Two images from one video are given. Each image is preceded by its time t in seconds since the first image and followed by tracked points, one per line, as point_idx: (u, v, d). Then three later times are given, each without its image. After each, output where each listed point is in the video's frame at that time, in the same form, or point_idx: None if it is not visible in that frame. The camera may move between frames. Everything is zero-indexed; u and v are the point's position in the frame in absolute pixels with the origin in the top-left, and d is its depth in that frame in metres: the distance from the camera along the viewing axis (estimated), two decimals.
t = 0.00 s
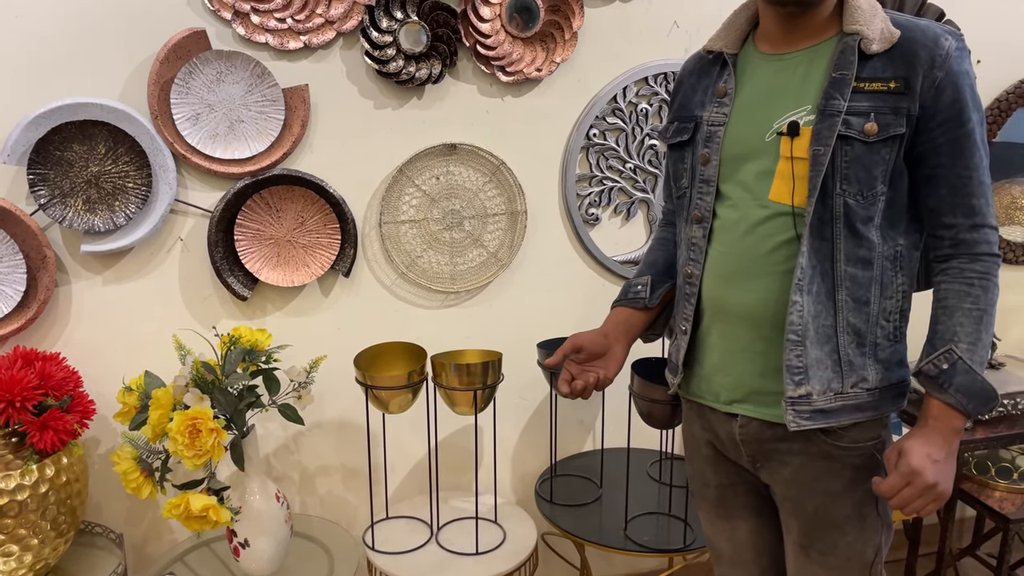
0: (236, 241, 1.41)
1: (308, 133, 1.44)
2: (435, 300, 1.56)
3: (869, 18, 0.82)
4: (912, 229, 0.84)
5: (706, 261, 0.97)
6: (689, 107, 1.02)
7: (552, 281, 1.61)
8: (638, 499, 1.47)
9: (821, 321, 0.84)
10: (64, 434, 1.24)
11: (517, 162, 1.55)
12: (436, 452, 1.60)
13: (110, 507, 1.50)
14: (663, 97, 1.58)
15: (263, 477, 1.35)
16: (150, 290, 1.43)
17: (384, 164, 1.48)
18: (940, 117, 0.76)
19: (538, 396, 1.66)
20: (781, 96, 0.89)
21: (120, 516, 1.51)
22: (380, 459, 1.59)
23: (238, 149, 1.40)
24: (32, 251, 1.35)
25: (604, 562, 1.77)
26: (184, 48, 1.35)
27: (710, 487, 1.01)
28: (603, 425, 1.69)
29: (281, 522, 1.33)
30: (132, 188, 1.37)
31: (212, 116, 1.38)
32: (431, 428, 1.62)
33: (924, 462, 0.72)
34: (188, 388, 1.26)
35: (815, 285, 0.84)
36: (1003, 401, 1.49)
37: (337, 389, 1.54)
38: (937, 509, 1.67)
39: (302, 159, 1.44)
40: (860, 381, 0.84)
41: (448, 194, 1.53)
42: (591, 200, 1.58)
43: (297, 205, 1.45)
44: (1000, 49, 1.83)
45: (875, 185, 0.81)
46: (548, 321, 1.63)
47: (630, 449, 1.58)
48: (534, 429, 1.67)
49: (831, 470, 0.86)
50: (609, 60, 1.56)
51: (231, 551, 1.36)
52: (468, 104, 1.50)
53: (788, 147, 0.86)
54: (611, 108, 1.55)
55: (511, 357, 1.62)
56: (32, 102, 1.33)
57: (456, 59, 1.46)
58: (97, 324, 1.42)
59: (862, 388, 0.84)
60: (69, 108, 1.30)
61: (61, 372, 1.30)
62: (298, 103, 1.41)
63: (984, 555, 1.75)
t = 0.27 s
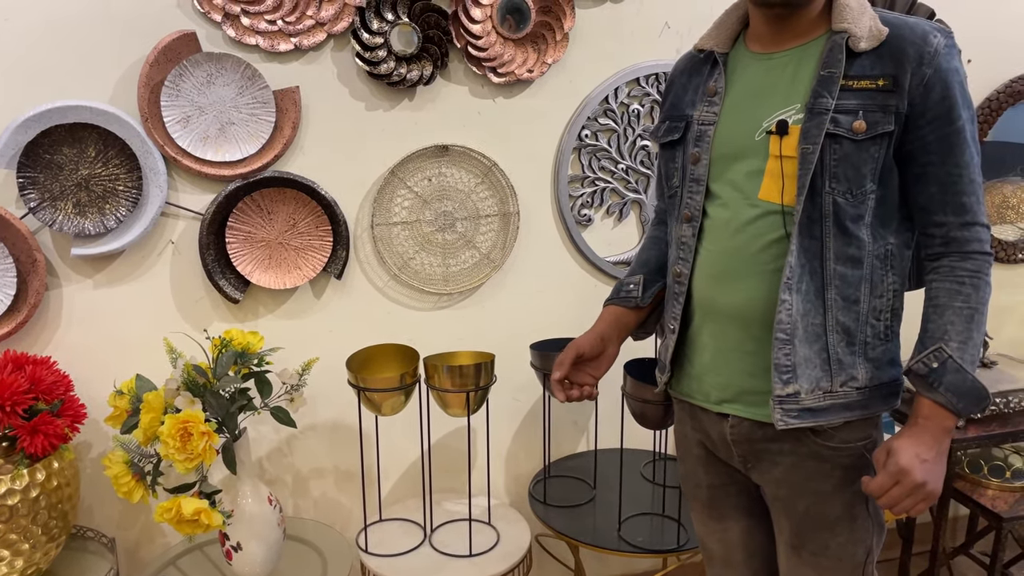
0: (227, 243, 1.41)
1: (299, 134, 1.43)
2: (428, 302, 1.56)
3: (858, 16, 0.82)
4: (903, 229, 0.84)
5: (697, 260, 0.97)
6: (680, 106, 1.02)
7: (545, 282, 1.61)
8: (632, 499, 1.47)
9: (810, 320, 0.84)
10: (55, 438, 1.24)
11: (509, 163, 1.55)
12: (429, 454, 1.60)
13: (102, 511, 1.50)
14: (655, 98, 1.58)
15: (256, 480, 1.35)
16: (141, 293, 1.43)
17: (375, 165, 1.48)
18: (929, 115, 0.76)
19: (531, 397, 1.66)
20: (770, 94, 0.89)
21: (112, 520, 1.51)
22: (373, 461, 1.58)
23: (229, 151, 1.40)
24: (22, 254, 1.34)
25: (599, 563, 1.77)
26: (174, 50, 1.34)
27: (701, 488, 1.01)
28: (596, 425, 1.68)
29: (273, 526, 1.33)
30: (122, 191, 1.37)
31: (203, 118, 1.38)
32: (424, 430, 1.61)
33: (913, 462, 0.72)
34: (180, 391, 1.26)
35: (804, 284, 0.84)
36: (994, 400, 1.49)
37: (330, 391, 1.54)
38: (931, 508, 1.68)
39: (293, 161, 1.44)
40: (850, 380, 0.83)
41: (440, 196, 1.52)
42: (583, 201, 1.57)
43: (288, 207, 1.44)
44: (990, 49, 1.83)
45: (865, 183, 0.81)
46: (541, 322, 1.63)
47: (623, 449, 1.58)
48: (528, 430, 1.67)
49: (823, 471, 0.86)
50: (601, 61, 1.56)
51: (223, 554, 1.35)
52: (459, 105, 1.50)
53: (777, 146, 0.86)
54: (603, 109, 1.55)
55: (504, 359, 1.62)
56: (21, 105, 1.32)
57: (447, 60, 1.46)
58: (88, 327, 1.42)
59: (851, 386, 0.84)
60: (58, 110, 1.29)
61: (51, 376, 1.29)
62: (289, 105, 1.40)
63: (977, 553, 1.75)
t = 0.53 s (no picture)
0: (222, 245, 1.40)
1: (293, 135, 1.43)
2: (423, 303, 1.55)
3: (855, 15, 0.82)
4: (899, 229, 0.84)
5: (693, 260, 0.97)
6: (678, 105, 1.02)
7: (540, 282, 1.61)
8: (628, 499, 1.47)
9: (804, 320, 0.84)
10: (49, 441, 1.23)
11: (504, 163, 1.55)
12: (426, 454, 1.60)
13: (97, 513, 1.49)
14: (650, 98, 1.58)
15: (251, 482, 1.34)
16: (135, 295, 1.42)
17: (370, 166, 1.48)
18: (925, 115, 0.76)
19: (527, 398, 1.66)
20: (767, 93, 0.88)
21: (107, 522, 1.50)
22: (369, 462, 1.58)
23: (223, 152, 1.39)
24: (15, 256, 1.33)
25: (595, 563, 1.77)
26: (168, 51, 1.34)
27: (698, 488, 1.01)
28: (592, 425, 1.68)
29: (269, 527, 1.32)
30: (116, 193, 1.36)
31: (197, 119, 1.37)
32: (420, 431, 1.61)
33: (908, 463, 0.71)
34: (175, 393, 1.26)
35: (799, 284, 0.84)
36: (990, 398, 1.49)
37: (325, 392, 1.54)
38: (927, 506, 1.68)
39: (288, 161, 1.44)
40: (844, 380, 0.83)
41: (436, 196, 1.52)
42: (579, 201, 1.57)
43: (283, 208, 1.44)
44: (985, 48, 1.84)
45: (860, 183, 0.81)
46: (536, 323, 1.63)
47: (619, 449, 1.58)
48: (524, 431, 1.67)
49: (818, 471, 0.86)
50: (595, 60, 1.56)
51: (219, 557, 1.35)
52: (454, 105, 1.49)
53: (772, 145, 0.86)
54: (598, 109, 1.55)
55: (500, 359, 1.62)
56: (14, 107, 1.32)
57: (442, 60, 1.46)
58: (82, 329, 1.41)
59: (845, 387, 0.83)
60: (52, 112, 1.28)
61: (46, 378, 1.29)
62: (283, 105, 1.40)
63: (973, 552, 1.75)
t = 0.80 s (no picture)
0: (219, 245, 1.40)
1: (290, 135, 1.43)
2: (420, 302, 1.55)
3: (856, 13, 0.82)
4: (898, 229, 0.83)
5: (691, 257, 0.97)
6: (681, 101, 1.02)
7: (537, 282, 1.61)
8: (626, 499, 1.47)
9: (800, 319, 0.84)
10: (45, 442, 1.23)
11: (501, 163, 1.55)
12: (423, 454, 1.60)
13: (94, 514, 1.49)
14: (647, 97, 1.58)
15: (248, 482, 1.34)
16: (132, 295, 1.42)
17: (367, 166, 1.48)
18: (924, 115, 0.76)
19: (524, 397, 1.66)
20: (767, 90, 0.88)
21: (104, 523, 1.50)
22: (367, 462, 1.58)
23: (220, 152, 1.39)
24: (11, 256, 1.33)
25: (593, 562, 1.77)
26: (164, 51, 1.34)
27: (698, 487, 1.01)
28: (590, 425, 1.68)
29: (266, 528, 1.32)
30: (112, 193, 1.36)
31: (193, 119, 1.37)
32: (418, 431, 1.61)
33: (902, 466, 0.72)
34: (171, 394, 1.25)
35: (795, 282, 0.84)
36: (986, 396, 1.49)
37: (322, 393, 1.54)
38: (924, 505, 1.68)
39: (284, 161, 1.44)
40: (840, 380, 0.83)
41: (433, 196, 1.52)
42: (576, 201, 1.57)
43: (280, 208, 1.44)
44: (980, 47, 1.84)
45: (857, 182, 0.81)
46: (533, 322, 1.63)
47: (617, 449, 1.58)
48: (521, 430, 1.67)
49: (817, 471, 0.86)
50: (592, 60, 1.56)
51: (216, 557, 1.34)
52: (451, 105, 1.49)
53: (771, 142, 0.86)
54: (595, 109, 1.55)
55: (497, 358, 1.62)
56: (10, 107, 1.32)
57: (438, 60, 1.46)
58: (78, 330, 1.41)
59: (841, 386, 0.83)
60: (47, 112, 1.28)
61: (42, 379, 1.29)
62: (280, 105, 1.40)
63: (970, 550, 1.76)
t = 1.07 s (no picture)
0: (216, 245, 1.40)
1: (287, 135, 1.43)
2: (418, 303, 1.55)
3: (849, 11, 0.82)
4: (898, 227, 0.82)
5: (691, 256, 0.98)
6: (687, 103, 1.04)
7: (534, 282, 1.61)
8: (624, 498, 1.47)
9: (794, 317, 0.84)
10: (42, 442, 1.23)
11: (499, 163, 1.55)
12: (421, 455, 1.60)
13: (92, 514, 1.49)
14: (644, 97, 1.58)
15: (246, 482, 1.34)
16: (130, 296, 1.42)
17: (365, 166, 1.48)
18: (919, 111, 0.75)
19: (522, 397, 1.66)
20: (763, 89, 0.89)
21: (102, 524, 1.50)
22: (364, 462, 1.58)
23: (217, 152, 1.39)
24: (8, 256, 1.33)
25: (591, 562, 1.77)
26: (162, 50, 1.34)
27: (700, 487, 1.01)
28: (588, 425, 1.69)
29: (264, 528, 1.32)
30: (109, 193, 1.36)
31: (190, 119, 1.37)
32: (416, 431, 1.61)
33: (893, 466, 0.72)
34: (169, 394, 1.25)
35: (788, 281, 0.84)
36: (983, 396, 1.50)
37: (320, 393, 1.53)
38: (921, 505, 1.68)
39: (282, 162, 1.44)
40: (835, 379, 0.83)
41: (431, 196, 1.52)
42: (574, 201, 1.57)
43: (277, 208, 1.44)
44: (977, 47, 1.84)
45: (850, 179, 0.81)
46: (531, 323, 1.63)
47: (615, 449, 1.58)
48: (519, 430, 1.67)
49: (815, 471, 0.86)
50: (590, 60, 1.56)
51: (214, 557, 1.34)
52: (448, 104, 1.49)
53: (765, 141, 0.86)
54: (593, 109, 1.55)
55: (495, 358, 1.62)
56: (7, 107, 1.32)
57: (436, 60, 1.46)
58: (76, 330, 1.41)
59: (836, 386, 0.83)
60: (45, 112, 1.28)
61: (39, 379, 1.28)
62: (277, 105, 1.40)
63: (967, 550, 1.76)
